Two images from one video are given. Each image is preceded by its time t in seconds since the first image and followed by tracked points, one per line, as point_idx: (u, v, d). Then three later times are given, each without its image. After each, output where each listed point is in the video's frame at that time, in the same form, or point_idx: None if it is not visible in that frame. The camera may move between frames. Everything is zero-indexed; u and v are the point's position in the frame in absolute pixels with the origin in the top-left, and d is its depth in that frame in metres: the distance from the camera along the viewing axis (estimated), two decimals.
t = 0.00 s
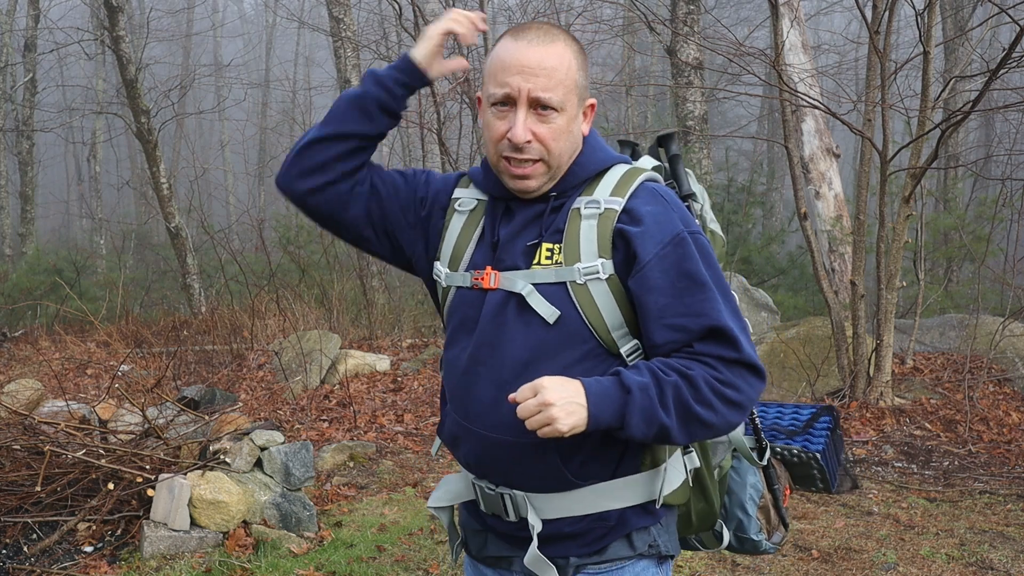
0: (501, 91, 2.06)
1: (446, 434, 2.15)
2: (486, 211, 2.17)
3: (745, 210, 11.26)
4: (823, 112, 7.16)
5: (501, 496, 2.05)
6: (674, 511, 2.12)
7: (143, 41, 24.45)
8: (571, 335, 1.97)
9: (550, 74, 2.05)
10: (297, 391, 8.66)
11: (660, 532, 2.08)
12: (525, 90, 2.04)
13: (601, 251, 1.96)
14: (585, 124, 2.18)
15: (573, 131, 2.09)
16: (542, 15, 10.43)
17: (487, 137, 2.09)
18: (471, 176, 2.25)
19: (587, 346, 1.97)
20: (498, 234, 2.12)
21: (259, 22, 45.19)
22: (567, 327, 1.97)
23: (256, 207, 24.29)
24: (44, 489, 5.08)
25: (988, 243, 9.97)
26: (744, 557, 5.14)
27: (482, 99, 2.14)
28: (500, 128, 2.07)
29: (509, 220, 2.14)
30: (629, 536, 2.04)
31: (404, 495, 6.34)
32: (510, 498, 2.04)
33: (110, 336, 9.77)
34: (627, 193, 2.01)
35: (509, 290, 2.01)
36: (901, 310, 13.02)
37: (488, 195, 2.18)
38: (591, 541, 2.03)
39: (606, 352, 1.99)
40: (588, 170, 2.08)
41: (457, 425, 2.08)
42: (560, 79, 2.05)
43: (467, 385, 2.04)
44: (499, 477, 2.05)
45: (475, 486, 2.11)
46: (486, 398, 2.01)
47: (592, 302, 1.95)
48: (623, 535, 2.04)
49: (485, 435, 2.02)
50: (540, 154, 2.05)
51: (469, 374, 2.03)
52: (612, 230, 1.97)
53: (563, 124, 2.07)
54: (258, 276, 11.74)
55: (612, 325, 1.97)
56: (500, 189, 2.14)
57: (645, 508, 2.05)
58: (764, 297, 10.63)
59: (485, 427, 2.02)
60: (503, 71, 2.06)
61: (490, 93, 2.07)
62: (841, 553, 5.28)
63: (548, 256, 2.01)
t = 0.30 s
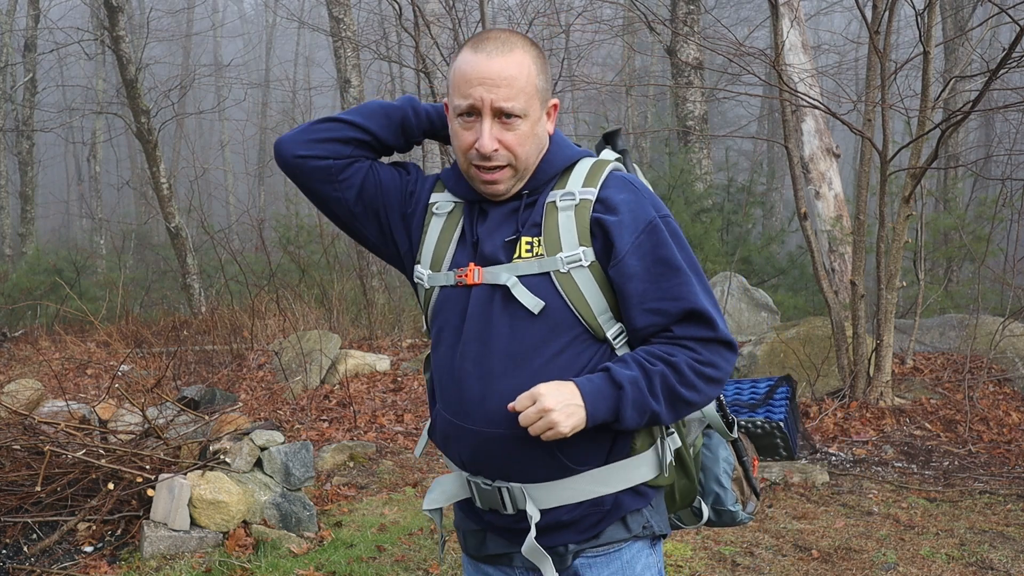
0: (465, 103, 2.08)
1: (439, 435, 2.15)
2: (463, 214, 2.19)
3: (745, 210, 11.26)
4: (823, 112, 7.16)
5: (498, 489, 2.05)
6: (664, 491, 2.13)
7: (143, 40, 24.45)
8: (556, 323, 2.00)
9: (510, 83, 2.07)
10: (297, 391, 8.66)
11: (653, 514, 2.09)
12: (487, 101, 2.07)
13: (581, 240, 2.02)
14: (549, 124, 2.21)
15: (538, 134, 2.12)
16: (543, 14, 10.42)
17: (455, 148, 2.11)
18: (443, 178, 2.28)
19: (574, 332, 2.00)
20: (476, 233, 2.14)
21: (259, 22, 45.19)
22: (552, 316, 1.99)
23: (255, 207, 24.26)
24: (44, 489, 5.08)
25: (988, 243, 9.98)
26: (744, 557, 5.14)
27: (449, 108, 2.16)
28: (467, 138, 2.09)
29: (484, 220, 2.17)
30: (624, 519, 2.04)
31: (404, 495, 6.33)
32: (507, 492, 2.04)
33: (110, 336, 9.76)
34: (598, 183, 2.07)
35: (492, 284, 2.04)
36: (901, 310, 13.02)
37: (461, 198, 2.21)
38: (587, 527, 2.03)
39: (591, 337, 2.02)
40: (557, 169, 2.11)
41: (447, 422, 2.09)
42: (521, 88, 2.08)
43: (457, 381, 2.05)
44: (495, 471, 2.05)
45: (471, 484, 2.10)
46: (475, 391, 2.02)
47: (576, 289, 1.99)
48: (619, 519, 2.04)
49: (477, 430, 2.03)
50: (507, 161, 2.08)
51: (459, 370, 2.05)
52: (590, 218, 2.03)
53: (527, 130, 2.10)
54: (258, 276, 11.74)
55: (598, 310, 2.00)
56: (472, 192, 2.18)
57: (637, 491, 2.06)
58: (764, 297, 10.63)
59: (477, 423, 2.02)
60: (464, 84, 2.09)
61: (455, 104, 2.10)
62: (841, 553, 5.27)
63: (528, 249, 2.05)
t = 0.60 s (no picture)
0: (454, 105, 2.11)
1: (435, 435, 2.13)
2: (454, 216, 2.20)
3: (745, 210, 11.26)
4: (823, 112, 7.16)
5: (497, 486, 2.04)
6: (656, 486, 2.16)
7: (143, 40, 24.46)
8: (556, 321, 1.97)
9: (497, 86, 2.10)
10: (297, 391, 8.66)
11: (647, 508, 2.12)
12: (474, 103, 2.10)
13: (577, 237, 2.00)
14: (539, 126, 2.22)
15: (527, 135, 2.13)
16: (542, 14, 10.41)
17: (445, 150, 2.13)
18: (431, 184, 2.29)
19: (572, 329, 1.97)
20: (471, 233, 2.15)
21: (259, 22, 45.18)
22: (551, 312, 1.98)
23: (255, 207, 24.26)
24: (44, 489, 5.08)
25: (988, 243, 9.97)
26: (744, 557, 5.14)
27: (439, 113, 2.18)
28: (457, 140, 2.11)
29: (477, 220, 2.18)
30: (620, 513, 2.07)
31: (404, 495, 6.34)
32: (507, 489, 2.04)
33: (110, 336, 9.77)
34: (592, 182, 2.06)
35: (490, 282, 2.04)
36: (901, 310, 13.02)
37: (454, 200, 2.22)
38: (584, 522, 2.04)
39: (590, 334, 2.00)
40: (548, 170, 2.12)
41: (445, 421, 2.07)
42: (507, 90, 2.10)
43: (457, 377, 2.03)
44: (494, 469, 2.04)
45: (469, 482, 2.09)
46: (475, 388, 2.00)
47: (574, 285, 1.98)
48: (615, 513, 2.06)
49: (477, 427, 2.01)
50: (497, 162, 2.09)
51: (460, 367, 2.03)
52: (586, 216, 2.02)
53: (515, 131, 2.11)
54: (258, 276, 11.73)
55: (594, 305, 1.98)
56: (464, 194, 2.19)
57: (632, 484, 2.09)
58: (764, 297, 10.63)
59: (480, 420, 2.00)
60: (452, 88, 2.12)
61: (443, 107, 2.13)
62: (841, 553, 5.27)
63: (524, 248, 2.05)
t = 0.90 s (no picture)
0: (470, 103, 2.11)
1: (431, 433, 2.11)
2: (463, 208, 2.20)
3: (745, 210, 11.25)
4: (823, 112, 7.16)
5: (496, 485, 2.02)
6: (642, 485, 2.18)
7: (143, 40, 24.49)
8: (564, 320, 2.02)
9: (513, 84, 2.09)
10: (297, 391, 8.66)
11: (641, 508, 2.14)
12: (490, 101, 2.09)
13: (587, 237, 2.04)
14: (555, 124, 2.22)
15: (543, 134, 2.13)
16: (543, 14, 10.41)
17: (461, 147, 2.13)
18: (440, 174, 2.29)
19: (579, 328, 2.02)
20: (479, 228, 2.15)
21: (259, 23, 45.18)
22: (559, 312, 2.02)
23: (256, 207, 24.27)
24: (44, 489, 5.08)
25: (988, 243, 9.97)
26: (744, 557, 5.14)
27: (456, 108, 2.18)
28: (472, 138, 2.11)
29: (488, 215, 2.19)
30: (616, 513, 2.08)
31: (404, 495, 6.33)
32: (506, 487, 2.02)
33: (110, 336, 9.76)
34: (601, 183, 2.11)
35: (496, 279, 2.05)
36: (902, 310, 13.02)
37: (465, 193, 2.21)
38: (581, 523, 2.04)
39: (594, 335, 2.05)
40: (562, 170, 2.14)
41: (445, 416, 2.05)
42: (524, 88, 2.09)
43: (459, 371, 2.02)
44: (494, 466, 2.02)
45: (466, 481, 2.07)
46: (479, 383, 1.99)
47: (582, 285, 2.02)
48: (612, 513, 2.07)
49: (479, 423, 1.99)
50: (512, 161, 2.10)
51: (462, 360, 2.02)
52: (594, 216, 2.06)
53: (531, 129, 2.11)
54: (258, 276, 11.73)
55: (600, 305, 2.03)
56: (477, 189, 2.20)
57: (627, 485, 2.11)
58: (763, 297, 10.62)
59: (481, 416, 1.99)
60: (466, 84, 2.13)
61: (459, 105, 2.12)
62: (841, 553, 5.27)
63: (533, 246, 2.07)
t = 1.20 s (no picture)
0: (472, 104, 2.12)
1: (428, 430, 2.09)
2: (464, 206, 2.20)
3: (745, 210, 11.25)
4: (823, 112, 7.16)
5: (497, 480, 2.01)
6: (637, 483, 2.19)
7: (144, 40, 24.51)
8: (564, 313, 2.02)
9: (515, 85, 2.10)
10: (297, 391, 8.67)
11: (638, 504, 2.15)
12: (492, 102, 2.10)
13: (584, 228, 2.07)
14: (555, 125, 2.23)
15: (543, 135, 2.14)
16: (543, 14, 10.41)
17: (462, 147, 2.14)
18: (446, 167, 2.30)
19: (580, 322, 2.03)
20: (480, 223, 2.15)
21: (259, 23, 45.19)
22: (560, 306, 2.02)
23: (256, 207, 24.27)
24: (44, 489, 5.08)
25: (988, 243, 9.98)
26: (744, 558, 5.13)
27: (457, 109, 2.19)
28: (474, 139, 2.12)
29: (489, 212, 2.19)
30: (615, 507, 2.09)
31: (404, 495, 6.34)
32: (507, 483, 2.01)
33: (110, 336, 9.76)
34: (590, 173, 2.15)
35: (497, 272, 2.05)
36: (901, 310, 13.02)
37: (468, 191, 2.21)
38: (579, 519, 2.04)
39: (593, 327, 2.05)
40: (559, 171, 2.17)
41: (443, 412, 2.04)
42: (525, 89, 2.11)
43: (458, 365, 2.01)
44: (495, 462, 2.00)
45: (464, 478, 2.05)
46: (479, 376, 1.98)
47: (582, 274, 2.03)
48: (610, 508, 2.08)
49: (478, 419, 1.98)
50: (514, 161, 2.10)
51: (462, 353, 2.01)
52: (590, 209, 2.09)
53: (532, 130, 2.12)
54: (258, 276, 11.73)
55: (602, 296, 2.04)
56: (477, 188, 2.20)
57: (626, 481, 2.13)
58: (763, 297, 10.63)
59: (483, 410, 1.98)
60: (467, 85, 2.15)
61: (461, 106, 2.13)
62: (841, 553, 5.27)
63: (530, 239, 2.09)
